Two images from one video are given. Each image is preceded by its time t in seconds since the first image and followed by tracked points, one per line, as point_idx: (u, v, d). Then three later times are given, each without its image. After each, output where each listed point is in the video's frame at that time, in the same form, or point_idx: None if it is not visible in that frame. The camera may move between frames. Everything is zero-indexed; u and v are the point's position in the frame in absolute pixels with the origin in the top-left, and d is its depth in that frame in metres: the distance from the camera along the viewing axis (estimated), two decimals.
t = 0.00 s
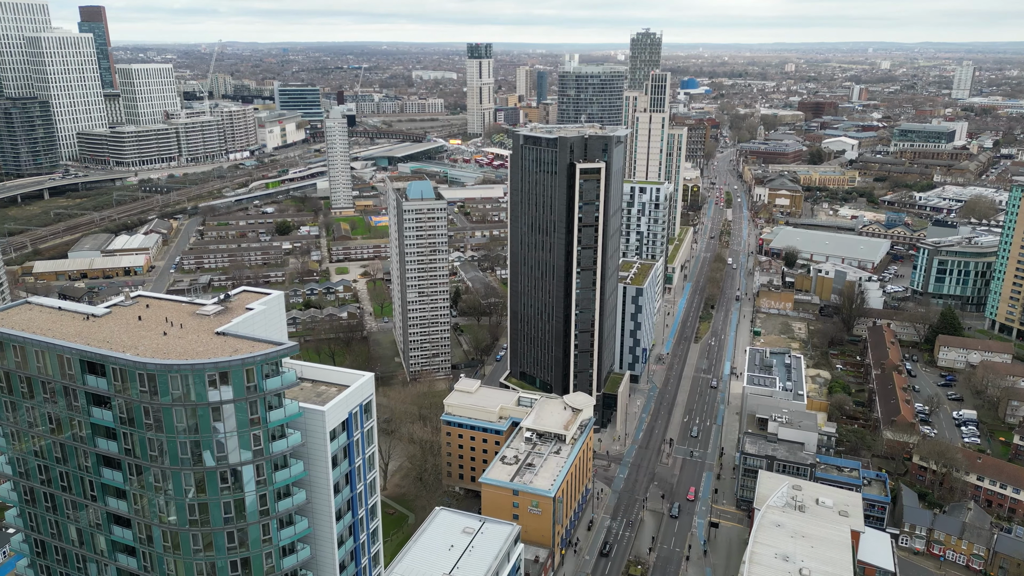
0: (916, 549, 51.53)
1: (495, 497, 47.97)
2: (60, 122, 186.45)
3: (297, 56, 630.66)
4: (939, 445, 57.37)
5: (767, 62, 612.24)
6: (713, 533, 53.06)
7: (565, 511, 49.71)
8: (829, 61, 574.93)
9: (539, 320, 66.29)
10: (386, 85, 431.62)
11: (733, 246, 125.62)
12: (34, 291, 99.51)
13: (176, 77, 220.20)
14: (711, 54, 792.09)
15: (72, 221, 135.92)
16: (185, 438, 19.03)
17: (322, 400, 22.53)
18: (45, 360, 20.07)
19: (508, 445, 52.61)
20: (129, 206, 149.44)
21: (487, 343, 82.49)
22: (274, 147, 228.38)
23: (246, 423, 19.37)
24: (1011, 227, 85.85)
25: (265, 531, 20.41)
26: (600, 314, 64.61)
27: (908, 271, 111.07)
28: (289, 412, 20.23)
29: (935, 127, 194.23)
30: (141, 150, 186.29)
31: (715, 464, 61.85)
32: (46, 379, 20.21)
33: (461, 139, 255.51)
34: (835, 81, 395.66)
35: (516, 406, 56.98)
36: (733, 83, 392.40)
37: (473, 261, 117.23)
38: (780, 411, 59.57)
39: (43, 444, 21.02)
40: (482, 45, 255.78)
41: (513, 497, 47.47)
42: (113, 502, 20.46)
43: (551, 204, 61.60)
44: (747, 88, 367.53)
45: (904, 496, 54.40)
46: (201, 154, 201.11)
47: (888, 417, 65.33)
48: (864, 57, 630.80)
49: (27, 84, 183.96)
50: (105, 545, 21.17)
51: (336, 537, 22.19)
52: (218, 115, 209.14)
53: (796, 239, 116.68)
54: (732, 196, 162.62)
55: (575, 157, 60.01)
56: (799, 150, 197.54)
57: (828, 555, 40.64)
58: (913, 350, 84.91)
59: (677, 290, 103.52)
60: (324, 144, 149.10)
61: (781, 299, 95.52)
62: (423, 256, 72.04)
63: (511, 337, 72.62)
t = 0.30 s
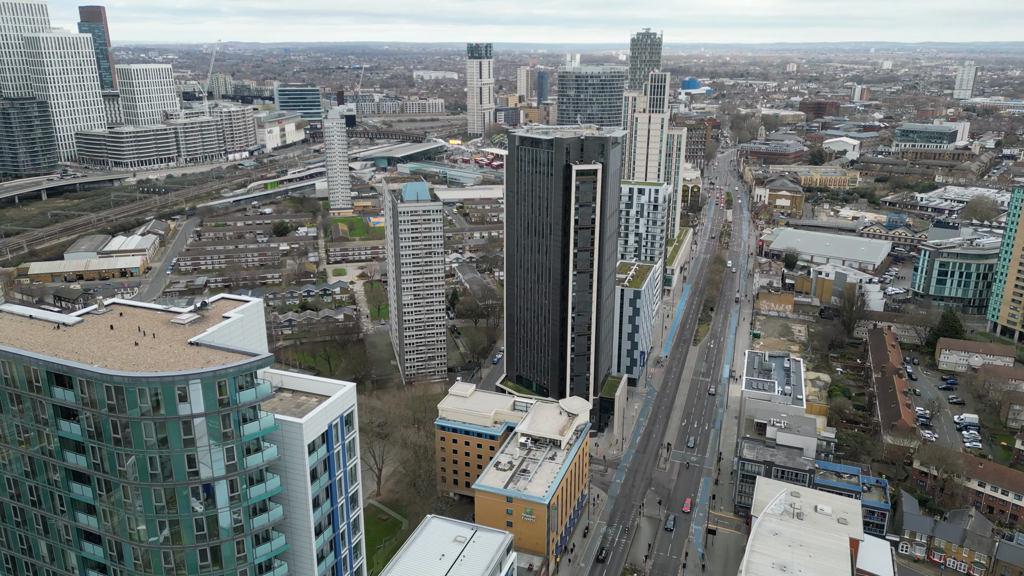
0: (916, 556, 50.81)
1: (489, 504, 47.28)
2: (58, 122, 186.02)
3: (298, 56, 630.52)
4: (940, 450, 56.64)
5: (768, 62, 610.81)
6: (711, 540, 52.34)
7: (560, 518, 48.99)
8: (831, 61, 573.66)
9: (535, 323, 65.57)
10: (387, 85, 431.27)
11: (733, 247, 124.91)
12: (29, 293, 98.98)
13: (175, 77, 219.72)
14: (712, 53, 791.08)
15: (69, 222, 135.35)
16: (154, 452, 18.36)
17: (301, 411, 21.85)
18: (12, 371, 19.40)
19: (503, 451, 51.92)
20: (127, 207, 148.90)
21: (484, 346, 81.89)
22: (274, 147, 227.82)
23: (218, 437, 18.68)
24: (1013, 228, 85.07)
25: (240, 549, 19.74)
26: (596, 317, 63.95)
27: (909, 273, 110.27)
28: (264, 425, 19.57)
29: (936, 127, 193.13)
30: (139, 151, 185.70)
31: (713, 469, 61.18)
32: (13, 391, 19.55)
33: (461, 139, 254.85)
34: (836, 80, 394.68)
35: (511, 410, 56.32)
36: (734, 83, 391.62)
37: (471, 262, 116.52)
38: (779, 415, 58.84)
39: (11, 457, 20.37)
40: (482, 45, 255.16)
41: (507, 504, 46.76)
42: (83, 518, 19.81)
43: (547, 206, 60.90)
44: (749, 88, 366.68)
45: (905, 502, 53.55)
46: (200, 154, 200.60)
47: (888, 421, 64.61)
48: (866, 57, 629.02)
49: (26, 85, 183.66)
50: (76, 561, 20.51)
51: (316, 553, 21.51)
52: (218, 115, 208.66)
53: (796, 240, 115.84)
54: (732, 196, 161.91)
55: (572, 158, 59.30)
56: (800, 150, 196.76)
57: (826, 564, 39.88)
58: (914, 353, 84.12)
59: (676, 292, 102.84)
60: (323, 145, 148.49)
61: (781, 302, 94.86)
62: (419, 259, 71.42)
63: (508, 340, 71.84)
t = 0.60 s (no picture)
0: (916, 564, 50.03)
1: (481, 511, 46.62)
2: (57, 122, 185.65)
3: (299, 56, 630.25)
4: (940, 456, 55.87)
5: (770, 62, 609.19)
6: (708, 547, 51.60)
7: (554, 524, 48.27)
8: (832, 61, 572.31)
9: (530, 326, 64.90)
10: (388, 85, 430.91)
11: (733, 248, 124.17)
12: (24, 294, 98.54)
13: (174, 77, 219.22)
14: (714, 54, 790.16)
15: (66, 223, 134.92)
16: (120, 468, 17.69)
17: (278, 423, 21.19)
18: None
19: (496, 456, 51.23)
20: (124, 208, 148.37)
21: (481, 349, 81.28)
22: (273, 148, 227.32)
23: (187, 453, 18.01)
24: (1014, 230, 84.31)
25: (211, 567, 19.07)
26: (593, 320, 63.24)
27: (910, 274, 109.42)
28: (237, 439, 18.95)
29: (938, 127, 192.08)
30: (137, 151, 185.13)
31: (710, 474, 60.52)
32: None
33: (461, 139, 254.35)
34: (838, 80, 393.81)
35: (505, 415, 55.63)
36: (735, 83, 390.92)
37: (468, 263, 115.86)
38: (777, 420, 58.09)
39: None
40: (482, 45, 254.56)
41: (500, 512, 46.08)
42: (50, 535, 19.15)
43: (543, 209, 60.26)
44: (750, 88, 365.84)
45: (904, 509, 52.77)
46: (199, 154, 200.17)
47: (888, 426, 63.85)
48: (868, 57, 627.52)
49: (25, 85, 183.25)
50: None
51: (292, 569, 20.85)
52: (217, 115, 208.27)
53: (797, 241, 115.00)
54: (732, 197, 161.29)
55: (567, 160, 58.68)
56: (801, 151, 196.01)
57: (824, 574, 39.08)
58: (915, 356, 83.33)
59: (675, 293, 102.19)
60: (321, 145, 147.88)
61: (781, 304, 94.08)
62: (414, 261, 70.72)
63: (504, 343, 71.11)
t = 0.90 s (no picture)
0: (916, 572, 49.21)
1: (474, 518, 45.81)
2: (55, 122, 185.15)
3: (300, 55, 629.75)
4: (941, 462, 55.10)
5: (771, 62, 607.79)
6: (704, 554, 50.89)
7: (549, 531, 47.48)
8: (834, 61, 570.96)
9: (526, 329, 64.19)
10: (389, 85, 430.52)
11: (733, 249, 123.42)
12: (19, 295, 97.98)
13: (173, 76, 218.53)
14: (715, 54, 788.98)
15: (63, 224, 134.48)
16: (82, 485, 17.26)
17: (253, 436, 20.55)
18: None
19: (490, 462, 50.48)
20: (122, 209, 147.85)
21: (477, 352, 80.57)
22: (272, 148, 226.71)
23: (153, 469, 17.63)
24: (1017, 232, 83.50)
25: None
26: (589, 323, 62.48)
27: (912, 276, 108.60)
28: (206, 454, 18.63)
29: (940, 128, 190.88)
30: (136, 152, 184.57)
31: (707, 479, 59.82)
32: None
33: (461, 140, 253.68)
34: (839, 81, 392.80)
35: (500, 420, 54.90)
36: (736, 83, 390.09)
37: (466, 264, 115.25)
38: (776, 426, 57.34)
39: None
40: (482, 45, 253.92)
41: (493, 519, 45.33)
42: (14, 552, 18.78)
43: (538, 211, 59.57)
44: (751, 88, 364.90)
45: (904, 515, 51.93)
46: (198, 154, 199.68)
47: (888, 431, 63.13)
48: (870, 57, 625.82)
49: (23, 85, 182.62)
50: None
51: None
52: (216, 116, 207.80)
53: (797, 243, 114.17)
54: (732, 197, 160.54)
55: (563, 161, 57.98)
56: (802, 151, 195.17)
57: None
58: (916, 359, 82.53)
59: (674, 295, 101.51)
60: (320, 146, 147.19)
61: (781, 306, 93.23)
62: (409, 264, 70.00)
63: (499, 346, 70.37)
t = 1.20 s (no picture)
0: None
1: (466, 526, 45.01)
2: (53, 122, 184.58)
3: (300, 55, 628.98)
4: (941, 467, 54.30)
5: (773, 62, 606.17)
6: (700, 562, 50.21)
7: (542, 539, 46.73)
8: (836, 61, 569.37)
9: (521, 332, 63.55)
10: (389, 85, 429.71)
11: (732, 251, 122.68)
12: (13, 297, 97.39)
13: (172, 76, 217.89)
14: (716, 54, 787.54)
15: (60, 224, 134.00)
16: (41, 505, 17.79)
17: (225, 449, 20.58)
18: None
19: (483, 468, 49.75)
20: (119, 210, 147.38)
21: (473, 354, 79.88)
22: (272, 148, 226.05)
23: (113, 487, 18.24)
24: (1018, 234, 82.74)
25: None
26: (585, 327, 61.75)
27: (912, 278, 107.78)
28: (172, 471, 19.32)
29: (942, 128, 189.68)
30: (134, 152, 183.99)
31: (704, 484, 59.15)
32: None
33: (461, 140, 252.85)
34: (841, 81, 391.59)
35: (494, 424, 54.23)
36: (738, 83, 389.10)
37: (463, 266, 114.61)
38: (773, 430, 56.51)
39: None
40: (483, 45, 253.28)
41: (485, 527, 44.59)
42: None
43: (533, 213, 58.87)
44: (752, 89, 363.85)
45: (904, 523, 51.03)
46: (197, 155, 199.09)
47: (888, 436, 62.34)
48: (872, 57, 623.69)
49: (21, 85, 182.19)
50: None
51: None
52: (215, 116, 207.29)
53: (797, 244, 113.43)
54: (733, 198, 159.59)
55: (558, 163, 57.27)
56: (803, 152, 194.18)
57: None
58: (917, 362, 81.71)
59: (673, 298, 100.76)
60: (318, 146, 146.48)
61: (780, 308, 92.46)
62: (404, 266, 69.35)
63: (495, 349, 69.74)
